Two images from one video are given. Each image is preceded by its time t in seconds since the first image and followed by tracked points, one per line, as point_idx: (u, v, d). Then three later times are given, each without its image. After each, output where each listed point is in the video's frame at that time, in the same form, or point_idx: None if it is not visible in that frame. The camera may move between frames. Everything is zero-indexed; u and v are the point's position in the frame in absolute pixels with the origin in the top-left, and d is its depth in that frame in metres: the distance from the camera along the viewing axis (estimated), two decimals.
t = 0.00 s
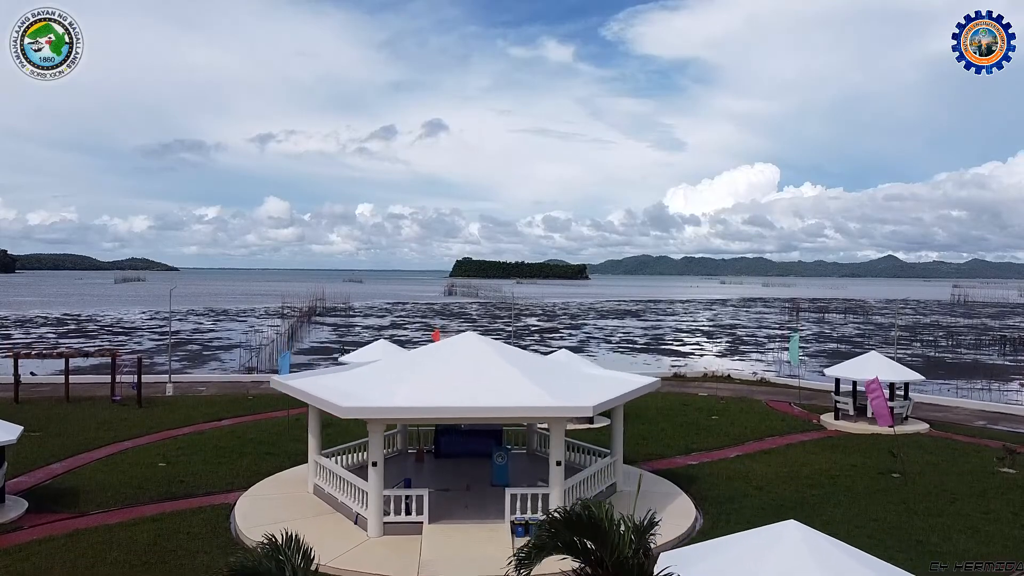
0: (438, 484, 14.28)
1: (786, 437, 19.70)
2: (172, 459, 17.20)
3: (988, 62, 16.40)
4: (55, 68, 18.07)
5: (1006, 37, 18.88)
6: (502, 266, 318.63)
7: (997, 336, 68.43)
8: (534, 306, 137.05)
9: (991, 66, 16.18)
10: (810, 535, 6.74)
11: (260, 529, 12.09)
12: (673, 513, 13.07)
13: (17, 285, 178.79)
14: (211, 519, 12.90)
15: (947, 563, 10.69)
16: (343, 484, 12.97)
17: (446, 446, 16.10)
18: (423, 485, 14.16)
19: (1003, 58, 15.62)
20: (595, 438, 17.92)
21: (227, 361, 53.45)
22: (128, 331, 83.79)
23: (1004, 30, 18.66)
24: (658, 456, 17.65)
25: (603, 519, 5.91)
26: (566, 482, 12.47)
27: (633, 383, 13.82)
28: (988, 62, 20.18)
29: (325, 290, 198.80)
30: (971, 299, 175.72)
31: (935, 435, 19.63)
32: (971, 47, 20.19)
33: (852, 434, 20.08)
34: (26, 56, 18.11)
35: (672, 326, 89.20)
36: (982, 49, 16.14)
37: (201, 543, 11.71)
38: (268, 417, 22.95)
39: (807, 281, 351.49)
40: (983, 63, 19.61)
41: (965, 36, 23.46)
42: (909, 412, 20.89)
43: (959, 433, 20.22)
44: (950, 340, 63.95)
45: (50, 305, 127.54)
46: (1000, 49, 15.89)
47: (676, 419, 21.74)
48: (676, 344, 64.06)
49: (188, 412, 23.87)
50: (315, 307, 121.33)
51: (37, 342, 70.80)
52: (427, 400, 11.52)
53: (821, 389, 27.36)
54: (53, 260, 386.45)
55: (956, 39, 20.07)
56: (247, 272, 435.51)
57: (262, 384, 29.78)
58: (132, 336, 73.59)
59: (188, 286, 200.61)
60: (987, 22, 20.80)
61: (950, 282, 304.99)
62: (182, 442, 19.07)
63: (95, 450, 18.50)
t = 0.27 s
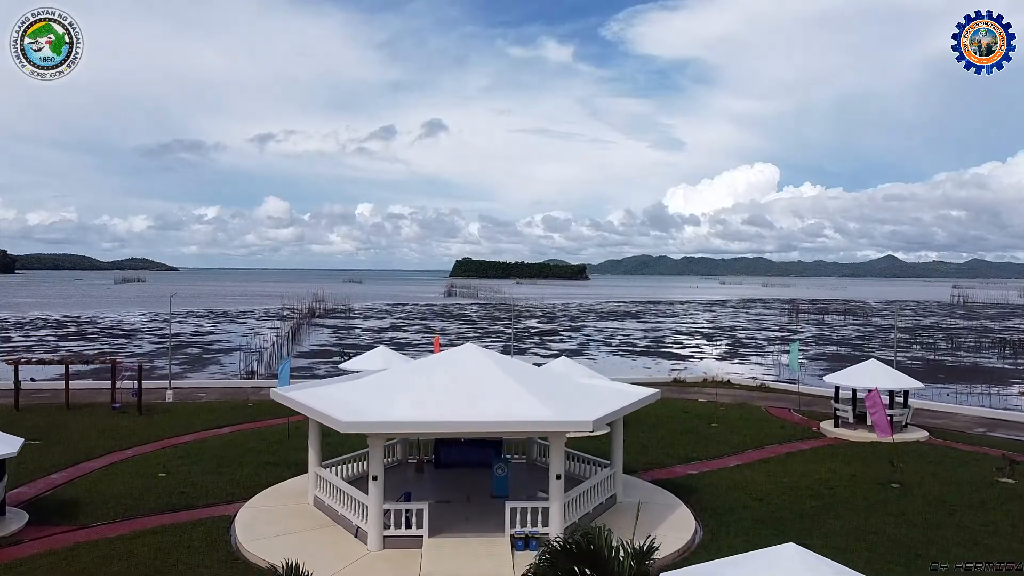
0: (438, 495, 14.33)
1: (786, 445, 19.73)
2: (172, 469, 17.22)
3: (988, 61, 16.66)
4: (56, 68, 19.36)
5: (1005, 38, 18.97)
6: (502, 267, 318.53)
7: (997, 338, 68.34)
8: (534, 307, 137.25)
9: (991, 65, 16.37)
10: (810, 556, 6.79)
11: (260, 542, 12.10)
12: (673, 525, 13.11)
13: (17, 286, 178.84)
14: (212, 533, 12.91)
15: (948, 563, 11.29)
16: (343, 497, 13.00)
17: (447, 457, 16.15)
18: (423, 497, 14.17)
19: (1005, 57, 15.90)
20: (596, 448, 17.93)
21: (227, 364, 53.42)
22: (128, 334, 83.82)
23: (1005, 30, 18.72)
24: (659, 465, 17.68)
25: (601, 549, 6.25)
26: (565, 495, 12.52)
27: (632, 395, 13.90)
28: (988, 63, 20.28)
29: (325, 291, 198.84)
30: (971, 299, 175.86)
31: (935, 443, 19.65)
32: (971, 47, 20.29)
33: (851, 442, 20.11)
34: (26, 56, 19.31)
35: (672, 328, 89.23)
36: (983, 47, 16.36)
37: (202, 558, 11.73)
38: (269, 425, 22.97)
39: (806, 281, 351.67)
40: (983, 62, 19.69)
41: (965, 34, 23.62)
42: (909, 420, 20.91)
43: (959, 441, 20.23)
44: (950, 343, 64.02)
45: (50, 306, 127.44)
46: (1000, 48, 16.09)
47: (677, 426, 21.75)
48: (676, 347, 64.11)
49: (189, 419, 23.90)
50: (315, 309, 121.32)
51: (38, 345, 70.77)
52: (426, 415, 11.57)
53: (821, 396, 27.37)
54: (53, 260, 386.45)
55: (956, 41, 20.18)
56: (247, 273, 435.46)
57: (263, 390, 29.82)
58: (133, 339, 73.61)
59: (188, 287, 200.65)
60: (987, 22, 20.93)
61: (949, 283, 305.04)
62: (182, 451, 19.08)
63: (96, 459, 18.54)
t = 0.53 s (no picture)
0: (438, 507, 14.36)
1: (784, 454, 19.77)
2: (172, 480, 17.24)
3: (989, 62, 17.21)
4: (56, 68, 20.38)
5: (1006, 38, 19.06)
6: (501, 268, 318.43)
7: (996, 341, 68.34)
8: (534, 308, 137.13)
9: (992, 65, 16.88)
10: None
11: (260, 557, 12.15)
12: (672, 538, 13.16)
13: (16, 287, 178.63)
14: (211, 546, 12.95)
15: (948, 563, 11.91)
16: (343, 510, 13.04)
17: (446, 467, 16.18)
18: (422, 509, 14.21)
19: (1005, 57, 16.42)
20: (595, 458, 17.96)
21: (227, 368, 53.39)
22: (128, 337, 83.77)
23: (1005, 30, 18.68)
24: (658, 475, 17.70)
25: None
26: (564, 508, 12.59)
27: (629, 408, 14.05)
28: (989, 63, 20.39)
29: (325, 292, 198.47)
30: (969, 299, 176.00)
31: (934, 452, 19.68)
32: (972, 47, 20.41)
33: (850, 451, 20.15)
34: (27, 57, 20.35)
35: (672, 330, 89.10)
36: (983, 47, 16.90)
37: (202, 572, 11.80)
38: (268, 433, 22.96)
39: (806, 282, 351.55)
40: (983, 62, 19.78)
41: (966, 34, 23.83)
42: (907, 428, 20.97)
43: (959, 450, 20.21)
44: (949, 345, 64.09)
45: (49, 308, 127.13)
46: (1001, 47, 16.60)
47: (676, 434, 21.76)
48: (676, 350, 64.05)
49: (188, 428, 23.85)
50: (315, 311, 121.22)
51: (38, 348, 70.72)
52: (426, 431, 11.63)
53: (820, 402, 27.40)
54: (52, 261, 386.32)
55: (957, 42, 20.29)
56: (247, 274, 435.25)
57: (262, 396, 29.77)
58: (132, 342, 73.40)
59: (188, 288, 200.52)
60: (987, 22, 21.09)
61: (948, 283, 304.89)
62: (181, 461, 19.09)
63: (96, 469, 18.55)
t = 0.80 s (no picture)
0: (436, 520, 14.36)
1: (783, 463, 19.82)
2: (171, 491, 17.27)
3: (987, 63, 18.53)
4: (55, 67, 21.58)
5: (1006, 39, 19.12)
6: (501, 269, 318.30)
7: (995, 344, 68.30)
8: (534, 310, 137.26)
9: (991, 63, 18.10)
10: None
11: (259, 572, 12.17)
12: (671, 551, 13.16)
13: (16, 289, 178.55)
14: (211, 561, 12.98)
15: (948, 563, 12.53)
16: (342, 524, 13.06)
17: (445, 479, 16.19)
18: (421, 522, 14.22)
19: (1005, 56, 17.84)
20: (594, 469, 17.98)
21: (227, 372, 53.34)
22: (128, 340, 83.67)
23: (1006, 29, 18.72)
24: (657, 485, 17.71)
25: None
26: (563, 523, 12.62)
27: (628, 420, 14.15)
28: (989, 64, 20.46)
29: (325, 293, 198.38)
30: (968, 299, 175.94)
31: (933, 461, 19.72)
32: (972, 48, 20.48)
33: (848, 460, 20.20)
34: (26, 57, 21.61)
35: (671, 332, 89.17)
36: (984, 48, 18.33)
37: None
38: (268, 441, 22.96)
39: (805, 282, 351.46)
40: (983, 63, 19.85)
41: (965, 35, 24.10)
42: (906, 437, 21.02)
43: (957, 459, 20.24)
44: (948, 348, 64.10)
45: (49, 310, 127.11)
46: (999, 49, 17.80)
47: (675, 443, 21.78)
48: (676, 353, 64.02)
49: (188, 436, 23.83)
50: (314, 313, 121.12)
51: (38, 351, 70.66)
52: (425, 446, 11.68)
53: (820, 409, 27.41)
54: (52, 261, 386.05)
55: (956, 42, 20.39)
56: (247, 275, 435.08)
57: (262, 404, 29.72)
58: (132, 346, 73.32)
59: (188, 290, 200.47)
60: (987, 21, 21.15)
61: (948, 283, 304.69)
62: (181, 471, 19.09)
63: (96, 479, 18.58)
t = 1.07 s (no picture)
0: (437, 532, 14.38)
1: (783, 473, 19.85)
2: (171, 502, 17.30)
3: (986, 62, 19.17)
4: (56, 67, 22.67)
5: (1006, 38, 19.20)
6: (501, 269, 318.36)
7: (995, 347, 68.22)
8: (533, 311, 137.14)
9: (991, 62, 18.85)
10: None
11: None
12: (671, 564, 13.18)
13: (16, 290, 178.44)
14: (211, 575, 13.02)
15: (948, 563, 13.19)
16: (342, 538, 13.10)
17: (445, 491, 16.21)
18: (422, 535, 14.24)
19: (1005, 55, 18.66)
20: (593, 480, 17.96)
21: (227, 376, 53.31)
22: (128, 343, 83.62)
23: (1006, 30, 18.85)
24: (658, 495, 17.73)
25: None
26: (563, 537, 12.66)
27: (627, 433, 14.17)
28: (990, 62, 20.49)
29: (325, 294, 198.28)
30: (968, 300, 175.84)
31: (932, 470, 19.76)
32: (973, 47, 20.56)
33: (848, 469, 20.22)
34: (26, 58, 22.64)
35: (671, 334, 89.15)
36: (983, 47, 19.05)
37: None
38: (268, 450, 22.96)
39: (805, 283, 351.35)
40: (984, 62, 19.90)
41: (965, 35, 24.27)
42: (905, 445, 21.05)
43: (957, 468, 20.24)
44: (948, 351, 64.06)
45: (49, 312, 127.08)
46: (998, 49, 18.53)
47: (675, 451, 21.81)
48: (675, 356, 64.04)
49: (189, 444, 23.83)
50: (314, 315, 120.98)
51: (38, 355, 70.68)
52: (425, 462, 11.71)
53: (820, 416, 27.41)
54: (52, 261, 384.46)
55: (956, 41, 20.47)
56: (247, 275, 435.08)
57: (262, 411, 29.70)
58: (131, 350, 73.29)
59: (188, 290, 200.41)
60: (988, 21, 21.21)
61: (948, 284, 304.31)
62: (181, 482, 19.11)
63: (96, 490, 18.59)
